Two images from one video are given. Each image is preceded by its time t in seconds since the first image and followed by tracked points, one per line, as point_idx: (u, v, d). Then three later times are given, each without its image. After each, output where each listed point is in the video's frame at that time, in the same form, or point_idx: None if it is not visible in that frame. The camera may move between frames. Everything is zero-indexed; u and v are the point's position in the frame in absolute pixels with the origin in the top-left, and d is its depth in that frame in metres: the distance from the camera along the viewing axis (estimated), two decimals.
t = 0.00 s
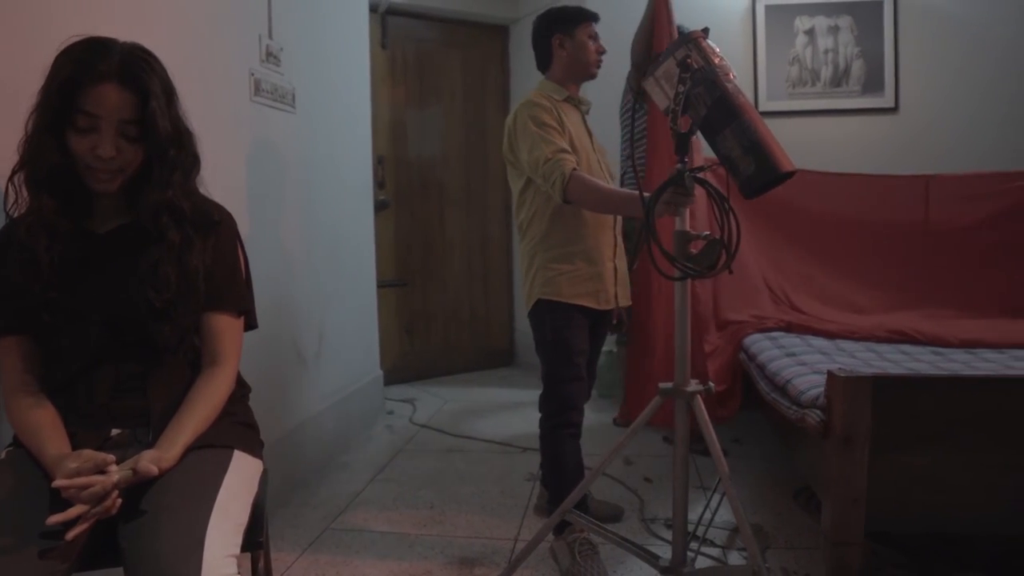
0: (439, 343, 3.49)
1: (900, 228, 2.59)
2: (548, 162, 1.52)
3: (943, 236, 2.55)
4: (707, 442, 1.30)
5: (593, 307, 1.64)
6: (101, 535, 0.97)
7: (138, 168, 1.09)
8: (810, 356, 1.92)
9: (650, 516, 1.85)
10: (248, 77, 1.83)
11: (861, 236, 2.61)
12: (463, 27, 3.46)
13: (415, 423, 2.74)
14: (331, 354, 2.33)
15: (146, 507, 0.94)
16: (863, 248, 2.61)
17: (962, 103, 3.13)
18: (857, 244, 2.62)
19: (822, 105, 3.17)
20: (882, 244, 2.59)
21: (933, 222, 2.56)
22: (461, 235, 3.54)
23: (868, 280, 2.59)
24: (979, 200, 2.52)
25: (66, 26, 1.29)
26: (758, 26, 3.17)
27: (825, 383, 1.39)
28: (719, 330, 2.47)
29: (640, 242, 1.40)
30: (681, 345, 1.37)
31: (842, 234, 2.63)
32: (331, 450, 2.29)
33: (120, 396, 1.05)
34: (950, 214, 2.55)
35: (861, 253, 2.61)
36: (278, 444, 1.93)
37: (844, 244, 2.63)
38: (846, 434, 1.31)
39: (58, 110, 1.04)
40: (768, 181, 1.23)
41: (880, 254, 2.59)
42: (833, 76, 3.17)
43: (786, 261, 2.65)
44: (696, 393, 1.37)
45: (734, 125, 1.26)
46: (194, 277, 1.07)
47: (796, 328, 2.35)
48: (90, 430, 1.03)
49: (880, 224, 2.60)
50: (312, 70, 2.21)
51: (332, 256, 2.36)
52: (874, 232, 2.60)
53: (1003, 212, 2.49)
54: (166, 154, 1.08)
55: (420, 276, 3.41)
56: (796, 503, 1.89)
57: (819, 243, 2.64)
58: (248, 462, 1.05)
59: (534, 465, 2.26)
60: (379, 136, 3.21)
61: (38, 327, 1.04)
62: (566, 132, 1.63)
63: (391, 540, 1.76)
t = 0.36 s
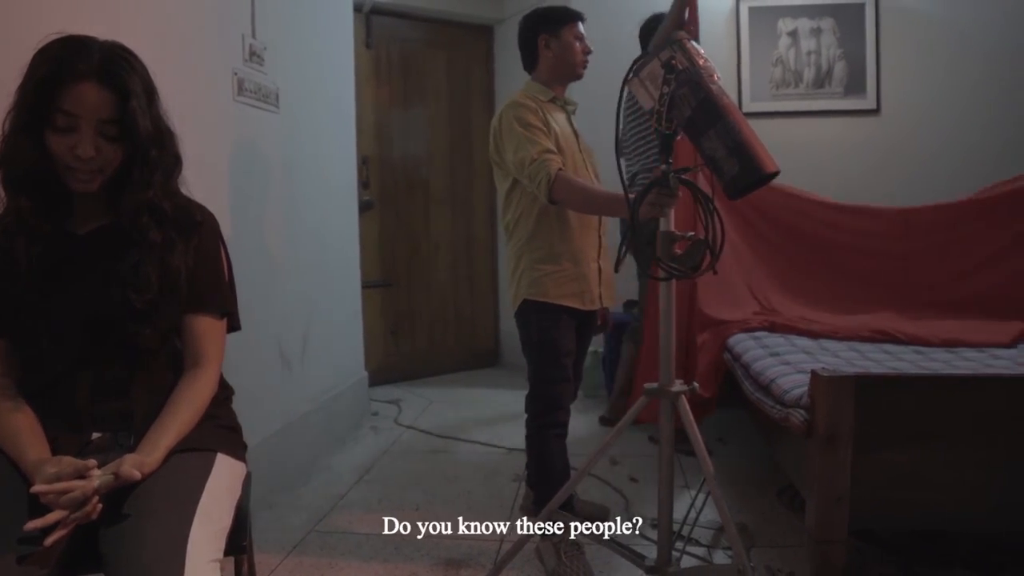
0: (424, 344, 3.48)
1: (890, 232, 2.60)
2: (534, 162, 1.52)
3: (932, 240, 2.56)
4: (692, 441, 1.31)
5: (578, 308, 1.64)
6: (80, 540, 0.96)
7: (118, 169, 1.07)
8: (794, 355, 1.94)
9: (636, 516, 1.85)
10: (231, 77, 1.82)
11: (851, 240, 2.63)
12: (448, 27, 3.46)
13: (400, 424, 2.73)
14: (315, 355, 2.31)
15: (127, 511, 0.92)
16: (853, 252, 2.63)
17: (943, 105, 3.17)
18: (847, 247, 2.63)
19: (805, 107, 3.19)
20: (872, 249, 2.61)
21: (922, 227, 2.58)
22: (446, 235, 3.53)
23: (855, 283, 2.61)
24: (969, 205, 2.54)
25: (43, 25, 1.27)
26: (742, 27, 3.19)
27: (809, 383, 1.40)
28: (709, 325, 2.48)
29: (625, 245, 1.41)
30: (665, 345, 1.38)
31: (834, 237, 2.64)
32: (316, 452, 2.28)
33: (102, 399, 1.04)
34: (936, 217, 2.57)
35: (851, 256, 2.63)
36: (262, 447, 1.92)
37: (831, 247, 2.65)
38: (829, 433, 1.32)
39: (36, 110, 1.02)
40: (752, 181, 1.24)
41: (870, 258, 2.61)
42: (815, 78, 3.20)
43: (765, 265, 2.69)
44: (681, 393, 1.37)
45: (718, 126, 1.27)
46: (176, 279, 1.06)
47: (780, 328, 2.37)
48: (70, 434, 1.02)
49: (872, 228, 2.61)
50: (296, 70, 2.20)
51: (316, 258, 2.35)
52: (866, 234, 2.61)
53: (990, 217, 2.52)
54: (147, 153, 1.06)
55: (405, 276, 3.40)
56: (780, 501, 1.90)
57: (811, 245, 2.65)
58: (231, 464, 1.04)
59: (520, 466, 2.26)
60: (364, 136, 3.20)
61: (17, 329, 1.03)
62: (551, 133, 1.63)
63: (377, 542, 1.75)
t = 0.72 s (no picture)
0: (408, 344, 3.47)
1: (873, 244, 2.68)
2: (517, 163, 1.52)
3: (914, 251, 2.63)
4: (675, 440, 1.31)
5: (561, 309, 1.64)
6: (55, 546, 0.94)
7: (94, 168, 1.06)
8: (777, 355, 1.95)
9: (620, 516, 1.86)
10: (211, 76, 1.81)
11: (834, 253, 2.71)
12: (432, 27, 3.45)
13: (384, 425, 2.72)
14: (298, 357, 2.30)
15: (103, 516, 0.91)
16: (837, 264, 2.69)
17: (923, 105, 3.21)
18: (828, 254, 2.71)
19: (787, 108, 3.21)
20: (856, 261, 2.68)
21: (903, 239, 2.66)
22: (430, 235, 3.52)
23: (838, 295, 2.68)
24: (947, 215, 2.61)
25: (16, 21, 1.25)
26: (725, 27, 3.21)
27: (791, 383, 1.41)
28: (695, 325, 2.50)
29: (606, 246, 1.41)
30: (647, 345, 1.38)
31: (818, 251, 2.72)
32: (299, 454, 2.26)
33: (78, 403, 1.02)
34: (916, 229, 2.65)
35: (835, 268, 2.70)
36: (244, 449, 1.90)
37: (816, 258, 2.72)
38: (811, 432, 1.33)
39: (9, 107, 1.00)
40: (734, 181, 1.24)
41: (855, 269, 2.67)
42: (797, 79, 3.22)
43: (746, 273, 2.76)
44: (664, 393, 1.37)
45: (700, 126, 1.27)
46: (154, 280, 1.05)
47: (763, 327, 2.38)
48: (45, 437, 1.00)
49: (855, 240, 2.69)
50: (277, 70, 2.18)
51: (299, 259, 2.33)
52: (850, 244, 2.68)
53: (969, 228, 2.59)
54: (124, 151, 1.05)
55: (388, 276, 3.38)
56: (763, 500, 1.91)
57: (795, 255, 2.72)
58: (210, 467, 1.02)
59: (504, 466, 2.25)
60: (347, 135, 3.18)
61: None
62: (534, 133, 1.62)
63: (360, 544, 1.74)
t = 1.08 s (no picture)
0: (393, 345, 3.45)
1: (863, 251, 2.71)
2: (499, 163, 1.51)
3: (905, 255, 2.64)
4: (658, 440, 1.30)
5: (542, 310, 1.63)
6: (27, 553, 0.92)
7: (67, 166, 1.04)
8: (760, 355, 1.95)
9: (604, 516, 1.86)
10: (190, 75, 1.78)
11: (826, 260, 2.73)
12: (415, 26, 3.43)
13: (368, 426, 2.71)
14: (281, 359, 2.28)
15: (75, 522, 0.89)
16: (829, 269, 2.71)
17: (904, 106, 3.23)
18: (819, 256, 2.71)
19: (770, 108, 3.23)
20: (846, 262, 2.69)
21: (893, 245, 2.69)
22: (414, 237, 3.50)
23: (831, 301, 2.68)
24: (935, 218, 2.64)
25: None
26: (708, 28, 3.22)
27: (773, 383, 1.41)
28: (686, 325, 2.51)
29: (589, 246, 1.41)
30: (630, 346, 1.38)
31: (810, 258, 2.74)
32: (281, 456, 2.24)
33: (51, 408, 1.01)
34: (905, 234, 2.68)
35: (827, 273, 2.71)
36: (225, 452, 1.88)
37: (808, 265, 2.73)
38: (793, 432, 1.33)
39: None
40: (717, 181, 1.24)
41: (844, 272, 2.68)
42: (780, 79, 3.24)
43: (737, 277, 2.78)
44: (647, 394, 1.37)
45: (683, 126, 1.27)
46: (129, 281, 1.03)
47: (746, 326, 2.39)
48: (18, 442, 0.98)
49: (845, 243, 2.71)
50: (259, 70, 2.17)
51: (283, 259, 2.32)
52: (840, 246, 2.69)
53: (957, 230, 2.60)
54: (98, 149, 1.03)
55: (372, 277, 3.36)
56: (746, 500, 1.92)
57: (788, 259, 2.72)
58: (187, 471, 1.01)
59: (488, 467, 2.24)
60: (330, 135, 3.16)
61: None
62: (516, 132, 1.61)
63: (343, 547, 1.73)
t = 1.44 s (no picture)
0: (379, 346, 3.44)
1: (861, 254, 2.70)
2: (484, 163, 1.50)
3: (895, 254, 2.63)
4: (644, 442, 1.30)
5: (528, 311, 1.63)
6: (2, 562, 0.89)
7: (45, 167, 1.02)
8: (746, 356, 1.95)
9: (590, 517, 1.86)
10: (174, 75, 1.77)
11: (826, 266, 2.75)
12: (401, 26, 3.42)
13: (354, 428, 2.69)
14: (266, 361, 2.26)
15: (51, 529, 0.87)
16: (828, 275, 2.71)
17: (888, 107, 3.25)
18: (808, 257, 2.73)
19: (756, 109, 3.24)
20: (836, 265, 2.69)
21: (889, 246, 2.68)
22: (401, 238, 3.49)
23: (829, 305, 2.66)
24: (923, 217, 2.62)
25: None
26: (694, 29, 3.22)
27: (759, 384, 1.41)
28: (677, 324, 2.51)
29: (575, 248, 1.40)
30: (616, 347, 1.38)
31: (807, 266, 2.77)
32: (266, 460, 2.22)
33: (27, 413, 0.98)
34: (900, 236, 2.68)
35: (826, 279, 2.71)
36: (209, 456, 1.86)
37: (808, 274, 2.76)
38: (778, 433, 1.33)
39: None
40: (702, 183, 1.24)
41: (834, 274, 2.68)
42: (766, 81, 3.25)
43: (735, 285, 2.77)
44: (633, 395, 1.37)
45: (667, 128, 1.26)
46: (109, 283, 1.02)
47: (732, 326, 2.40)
48: None
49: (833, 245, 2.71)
50: (243, 70, 2.15)
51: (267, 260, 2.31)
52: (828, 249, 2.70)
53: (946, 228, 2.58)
54: (75, 149, 1.01)
55: (358, 279, 3.35)
56: (733, 500, 1.92)
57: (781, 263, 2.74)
58: (168, 476, 0.99)
59: (475, 469, 2.24)
60: (316, 135, 3.14)
61: None
62: (501, 133, 1.61)
63: (329, 550, 1.71)
